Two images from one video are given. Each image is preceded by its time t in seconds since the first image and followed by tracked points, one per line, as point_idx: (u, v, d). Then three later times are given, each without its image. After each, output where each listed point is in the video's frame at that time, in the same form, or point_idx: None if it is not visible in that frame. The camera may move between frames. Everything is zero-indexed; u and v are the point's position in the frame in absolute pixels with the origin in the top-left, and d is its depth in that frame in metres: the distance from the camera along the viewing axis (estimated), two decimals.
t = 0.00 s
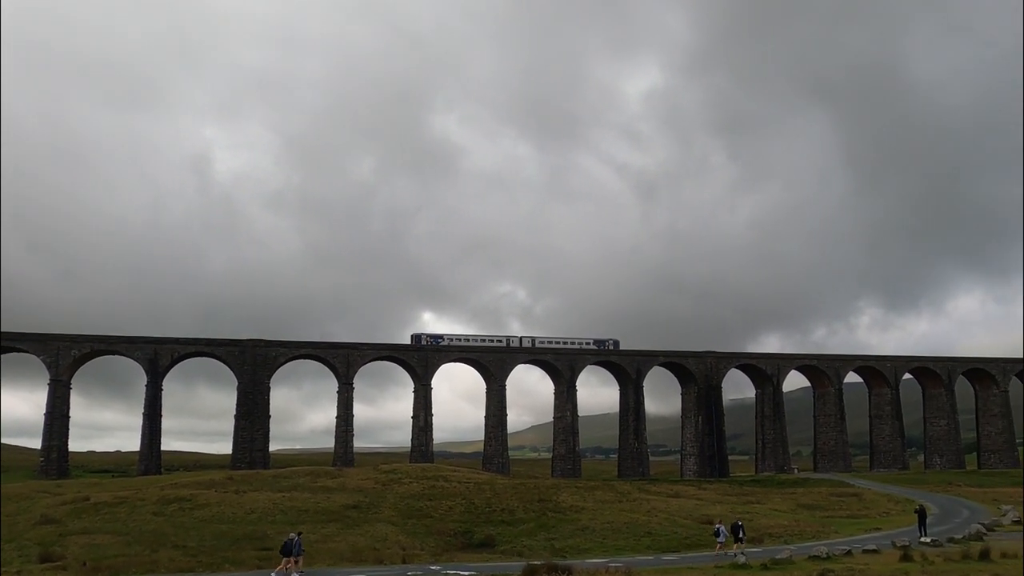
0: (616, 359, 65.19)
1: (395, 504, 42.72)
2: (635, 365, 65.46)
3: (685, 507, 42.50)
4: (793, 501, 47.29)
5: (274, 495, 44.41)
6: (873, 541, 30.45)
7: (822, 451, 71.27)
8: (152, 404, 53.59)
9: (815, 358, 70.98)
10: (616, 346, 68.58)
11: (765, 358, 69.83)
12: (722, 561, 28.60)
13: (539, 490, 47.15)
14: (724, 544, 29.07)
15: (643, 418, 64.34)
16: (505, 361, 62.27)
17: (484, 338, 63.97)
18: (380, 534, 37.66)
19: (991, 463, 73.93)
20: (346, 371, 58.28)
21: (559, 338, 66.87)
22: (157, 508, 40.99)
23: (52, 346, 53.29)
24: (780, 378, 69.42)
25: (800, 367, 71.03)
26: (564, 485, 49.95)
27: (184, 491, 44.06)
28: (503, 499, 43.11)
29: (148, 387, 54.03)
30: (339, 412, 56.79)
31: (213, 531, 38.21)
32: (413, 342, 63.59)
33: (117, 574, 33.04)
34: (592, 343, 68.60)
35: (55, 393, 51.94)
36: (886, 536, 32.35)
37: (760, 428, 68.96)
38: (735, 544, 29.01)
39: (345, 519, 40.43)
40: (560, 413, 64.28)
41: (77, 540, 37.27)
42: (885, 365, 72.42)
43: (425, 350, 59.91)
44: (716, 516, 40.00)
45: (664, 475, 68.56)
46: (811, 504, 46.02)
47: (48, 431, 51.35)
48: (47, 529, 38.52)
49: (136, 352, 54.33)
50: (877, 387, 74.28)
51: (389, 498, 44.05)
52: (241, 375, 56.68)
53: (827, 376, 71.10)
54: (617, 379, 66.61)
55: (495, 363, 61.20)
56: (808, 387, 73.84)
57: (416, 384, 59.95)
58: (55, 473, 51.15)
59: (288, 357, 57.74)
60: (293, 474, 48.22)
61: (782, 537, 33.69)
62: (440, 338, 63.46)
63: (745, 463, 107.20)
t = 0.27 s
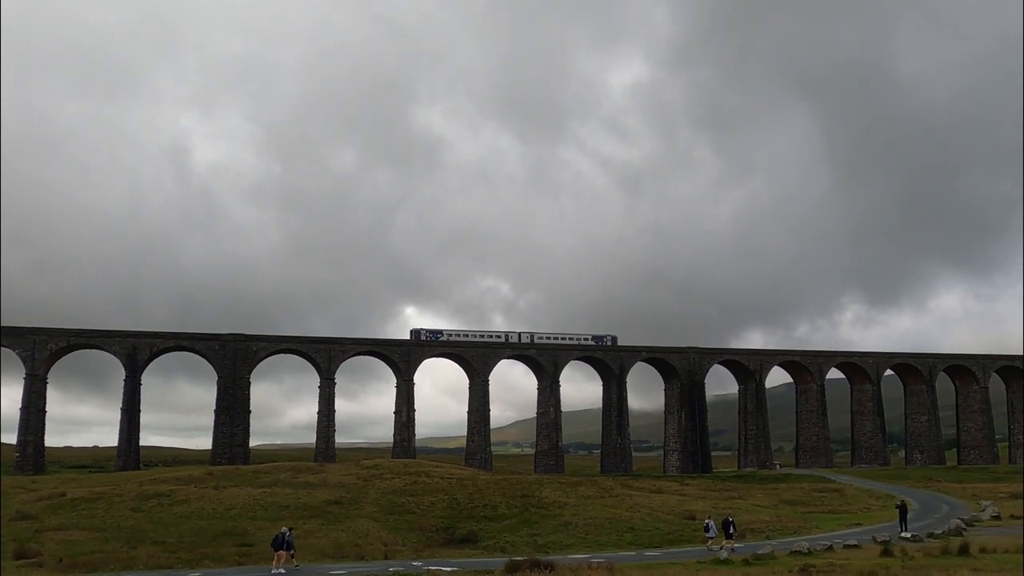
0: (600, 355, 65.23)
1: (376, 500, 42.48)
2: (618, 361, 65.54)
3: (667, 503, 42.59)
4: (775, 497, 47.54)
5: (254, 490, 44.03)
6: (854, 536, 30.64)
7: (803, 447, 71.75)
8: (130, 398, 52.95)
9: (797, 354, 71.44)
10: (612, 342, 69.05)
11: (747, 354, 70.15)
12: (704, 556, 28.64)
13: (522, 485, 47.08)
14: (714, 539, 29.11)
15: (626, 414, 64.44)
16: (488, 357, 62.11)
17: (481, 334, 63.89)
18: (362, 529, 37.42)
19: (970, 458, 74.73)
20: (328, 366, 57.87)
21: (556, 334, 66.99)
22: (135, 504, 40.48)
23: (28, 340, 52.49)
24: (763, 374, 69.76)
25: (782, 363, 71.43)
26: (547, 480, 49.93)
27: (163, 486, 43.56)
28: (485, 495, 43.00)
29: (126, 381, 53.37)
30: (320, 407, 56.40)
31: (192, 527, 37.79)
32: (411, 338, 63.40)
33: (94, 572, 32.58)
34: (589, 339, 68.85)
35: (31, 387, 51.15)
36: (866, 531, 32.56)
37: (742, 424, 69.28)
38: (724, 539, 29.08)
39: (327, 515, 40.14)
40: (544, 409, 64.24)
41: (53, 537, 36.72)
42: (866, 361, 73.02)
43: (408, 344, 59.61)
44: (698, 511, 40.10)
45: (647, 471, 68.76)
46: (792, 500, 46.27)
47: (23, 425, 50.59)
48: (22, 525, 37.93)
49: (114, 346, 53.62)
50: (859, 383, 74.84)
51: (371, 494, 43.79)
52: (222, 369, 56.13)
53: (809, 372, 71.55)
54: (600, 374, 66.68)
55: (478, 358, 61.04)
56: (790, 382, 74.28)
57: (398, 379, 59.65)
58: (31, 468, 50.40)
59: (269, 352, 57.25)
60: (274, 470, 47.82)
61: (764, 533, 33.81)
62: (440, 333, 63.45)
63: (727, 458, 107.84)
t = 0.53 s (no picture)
0: (586, 357, 65.21)
1: (361, 503, 42.17)
2: (604, 363, 65.53)
3: (652, 505, 42.55)
4: (760, 500, 47.63)
5: (237, 493, 43.59)
6: (838, 539, 30.72)
7: (789, 450, 71.99)
8: (111, 400, 52.33)
9: (783, 356, 71.75)
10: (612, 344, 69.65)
11: (733, 356, 70.35)
12: (690, 559, 28.58)
13: (507, 488, 46.90)
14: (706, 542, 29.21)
15: (612, 416, 64.41)
16: (474, 359, 61.91)
17: (484, 337, 64.26)
18: (345, 532, 37.13)
19: (954, 461, 75.22)
20: (312, 368, 57.47)
21: (557, 336, 67.50)
22: (115, 506, 39.96)
23: (7, 340, 51.75)
24: (748, 376, 69.96)
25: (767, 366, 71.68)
26: (533, 483, 49.80)
27: (144, 489, 43.02)
28: (470, 497, 42.79)
29: (107, 382, 52.75)
30: (304, 409, 55.99)
31: (174, 531, 37.33)
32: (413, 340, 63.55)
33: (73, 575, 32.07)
34: (590, 342, 69.47)
35: (10, 388, 50.42)
36: (851, 534, 32.66)
37: (728, 426, 69.42)
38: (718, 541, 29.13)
39: (310, 518, 39.80)
40: (529, 411, 64.08)
41: (31, 540, 36.14)
42: (851, 364, 73.44)
43: (393, 346, 59.32)
44: (683, 514, 40.09)
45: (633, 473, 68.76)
46: (778, 502, 46.37)
47: (1, 427, 49.85)
48: None
49: (95, 347, 52.99)
50: (844, 386, 75.19)
51: (355, 496, 43.47)
52: (204, 371, 55.61)
53: (794, 375, 71.84)
54: (586, 376, 66.65)
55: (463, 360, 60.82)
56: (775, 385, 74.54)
57: (383, 381, 59.33)
58: (9, 471, 49.64)
59: (252, 353, 56.79)
60: (258, 472, 47.39)
61: (749, 535, 33.81)
62: (442, 336, 63.97)
63: (712, 461, 108.09)
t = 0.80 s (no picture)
0: (572, 357, 65.17)
1: (344, 503, 41.86)
2: (590, 363, 65.52)
3: (638, 506, 42.52)
4: (745, 501, 47.73)
5: (219, 493, 43.15)
6: (823, 540, 30.77)
7: (774, 451, 72.25)
8: (91, 398, 51.72)
9: (768, 358, 72.05)
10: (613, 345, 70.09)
11: (719, 358, 70.55)
12: (675, 560, 28.56)
13: (492, 488, 46.74)
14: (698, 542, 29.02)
15: (597, 417, 64.40)
16: (460, 358, 61.71)
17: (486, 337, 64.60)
18: (329, 532, 36.85)
19: (938, 463, 75.73)
20: (296, 367, 57.07)
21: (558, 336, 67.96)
22: (95, 506, 39.44)
23: None
24: (734, 378, 70.18)
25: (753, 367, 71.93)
26: (518, 483, 49.66)
27: (125, 488, 42.51)
28: (455, 498, 42.60)
29: (87, 380, 52.12)
30: (288, 408, 55.59)
31: (154, 531, 36.89)
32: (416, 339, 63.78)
33: None
34: (590, 342, 70.03)
35: None
36: (836, 535, 32.78)
37: (713, 428, 69.59)
38: (710, 542, 29.13)
39: (293, 518, 39.47)
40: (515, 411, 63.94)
41: (9, 540, 35.58)
42: (836, 366, 73.89)
43: (378, 345, 59.02)
44: (668, 515, 40.09)
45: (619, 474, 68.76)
46: (763, 503, 46.49)
47: None
48: None
49: (75, 344, 52.33)
50: (829, 388, 75.56)
51: (339, 496, 43.16)
52: (187, 369, 55.10)
53: (780, 376, 72.14)
54: (572, 377, 66.61)
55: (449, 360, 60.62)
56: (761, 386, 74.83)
57: (368, 380, 59.01)
58: None
59: (235, 352, 56.31)
60: (240, 472, 46.95)
61: (734, 537, 33.84)
62: (444, 336, 64.09)
63: (697, 462, 108.29)
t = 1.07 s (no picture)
0: (556, 355, 65.13)
1: (326, 501, 41.53)
2: (575, 361, 65.49)
3: (621, 504, 42.51)
4: (728, 499, 47.85)
5: (199, 490, 42.70)
6: (805, 538, 30.89)
7: (757, 449, 72.55)
8: (69, 394, 51.08)
9: (752, 356, 72.39)
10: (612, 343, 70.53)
11: (703, 355, 70.76)
12: (659, 557, 28.55)
13: (475, 486, 46.58)
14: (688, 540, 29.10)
15: (582, 414, 64.39)
16: (443, 355, 61.49)
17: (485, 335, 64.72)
18: (311, 530, 36.57)
19: (920, 461, 76.37)
20: (278, 363, 56.63)
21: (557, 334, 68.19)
22: (73, 503, 38.89)
23: None
24: (718, 376, 70.41)
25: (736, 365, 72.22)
26: (502, 481, 49.55)
27: (103, 485, 41.97)
28: (438, 495, 42.40)
29: (66, 376, 51.46)
30: (269, 405, 55.16)
31: (134, 528, 36.41)
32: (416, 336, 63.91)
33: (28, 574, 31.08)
34: (588, 341, 70.41)
35: None
36: (818, 533, 32.93)
37: (697, 425, 69.80)
38: (699, 539, 29.20)
39: (275, 516, 39.13)
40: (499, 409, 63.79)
41: None
42: (819, 364, 74.35)
43: (361, 341, 58.69)
44: (652, 513, 40.13)
45: (603, 472, 68.84)
46: (746, 501, 46.65)
47: None
48: None
49: (53, 339, 51.61)
50: (812, 386, 76.00)
51: (321, 494, 42.87)
52: (167, 365, 54.53)
53: (764, 374, 72.46)
54: (556, 374, 66.57)
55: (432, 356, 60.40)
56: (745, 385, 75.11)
57: (350, 377, 58.67)
58: None
59: (216, 347, 55.80)
60: (222, 469, 46.48)
61: (718, 534, 33.89)
62: (444, 334, 64.19)
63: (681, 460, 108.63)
